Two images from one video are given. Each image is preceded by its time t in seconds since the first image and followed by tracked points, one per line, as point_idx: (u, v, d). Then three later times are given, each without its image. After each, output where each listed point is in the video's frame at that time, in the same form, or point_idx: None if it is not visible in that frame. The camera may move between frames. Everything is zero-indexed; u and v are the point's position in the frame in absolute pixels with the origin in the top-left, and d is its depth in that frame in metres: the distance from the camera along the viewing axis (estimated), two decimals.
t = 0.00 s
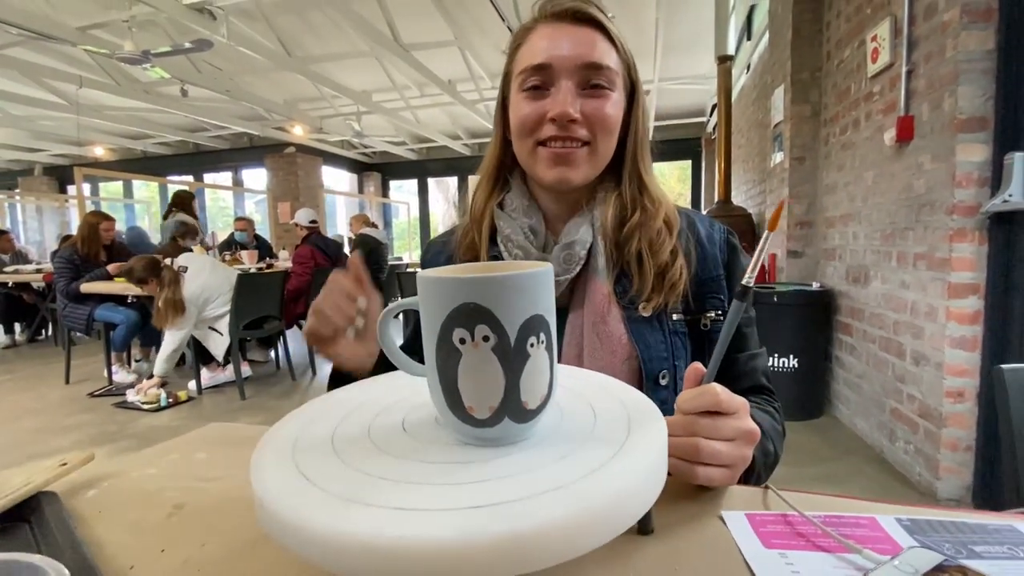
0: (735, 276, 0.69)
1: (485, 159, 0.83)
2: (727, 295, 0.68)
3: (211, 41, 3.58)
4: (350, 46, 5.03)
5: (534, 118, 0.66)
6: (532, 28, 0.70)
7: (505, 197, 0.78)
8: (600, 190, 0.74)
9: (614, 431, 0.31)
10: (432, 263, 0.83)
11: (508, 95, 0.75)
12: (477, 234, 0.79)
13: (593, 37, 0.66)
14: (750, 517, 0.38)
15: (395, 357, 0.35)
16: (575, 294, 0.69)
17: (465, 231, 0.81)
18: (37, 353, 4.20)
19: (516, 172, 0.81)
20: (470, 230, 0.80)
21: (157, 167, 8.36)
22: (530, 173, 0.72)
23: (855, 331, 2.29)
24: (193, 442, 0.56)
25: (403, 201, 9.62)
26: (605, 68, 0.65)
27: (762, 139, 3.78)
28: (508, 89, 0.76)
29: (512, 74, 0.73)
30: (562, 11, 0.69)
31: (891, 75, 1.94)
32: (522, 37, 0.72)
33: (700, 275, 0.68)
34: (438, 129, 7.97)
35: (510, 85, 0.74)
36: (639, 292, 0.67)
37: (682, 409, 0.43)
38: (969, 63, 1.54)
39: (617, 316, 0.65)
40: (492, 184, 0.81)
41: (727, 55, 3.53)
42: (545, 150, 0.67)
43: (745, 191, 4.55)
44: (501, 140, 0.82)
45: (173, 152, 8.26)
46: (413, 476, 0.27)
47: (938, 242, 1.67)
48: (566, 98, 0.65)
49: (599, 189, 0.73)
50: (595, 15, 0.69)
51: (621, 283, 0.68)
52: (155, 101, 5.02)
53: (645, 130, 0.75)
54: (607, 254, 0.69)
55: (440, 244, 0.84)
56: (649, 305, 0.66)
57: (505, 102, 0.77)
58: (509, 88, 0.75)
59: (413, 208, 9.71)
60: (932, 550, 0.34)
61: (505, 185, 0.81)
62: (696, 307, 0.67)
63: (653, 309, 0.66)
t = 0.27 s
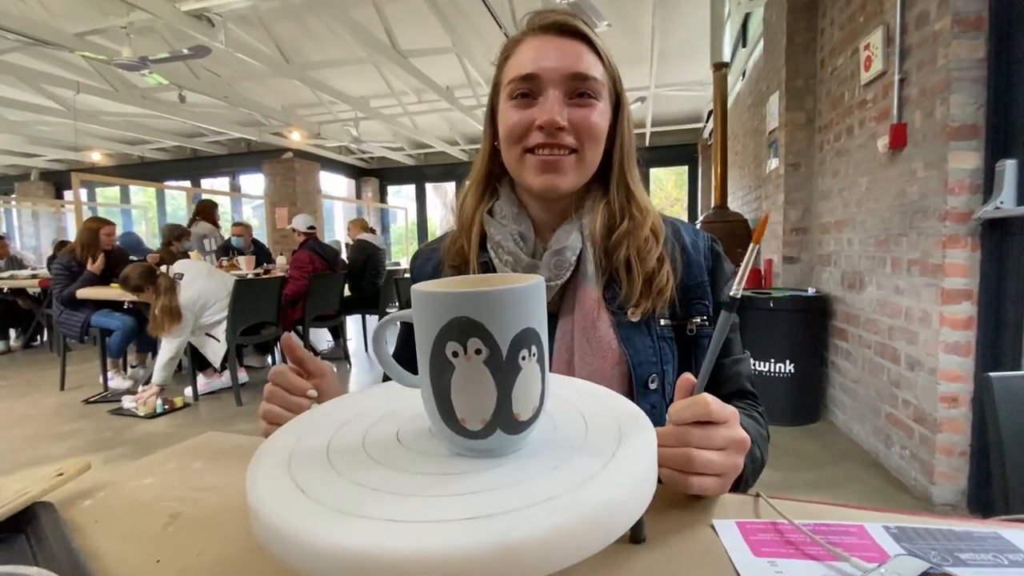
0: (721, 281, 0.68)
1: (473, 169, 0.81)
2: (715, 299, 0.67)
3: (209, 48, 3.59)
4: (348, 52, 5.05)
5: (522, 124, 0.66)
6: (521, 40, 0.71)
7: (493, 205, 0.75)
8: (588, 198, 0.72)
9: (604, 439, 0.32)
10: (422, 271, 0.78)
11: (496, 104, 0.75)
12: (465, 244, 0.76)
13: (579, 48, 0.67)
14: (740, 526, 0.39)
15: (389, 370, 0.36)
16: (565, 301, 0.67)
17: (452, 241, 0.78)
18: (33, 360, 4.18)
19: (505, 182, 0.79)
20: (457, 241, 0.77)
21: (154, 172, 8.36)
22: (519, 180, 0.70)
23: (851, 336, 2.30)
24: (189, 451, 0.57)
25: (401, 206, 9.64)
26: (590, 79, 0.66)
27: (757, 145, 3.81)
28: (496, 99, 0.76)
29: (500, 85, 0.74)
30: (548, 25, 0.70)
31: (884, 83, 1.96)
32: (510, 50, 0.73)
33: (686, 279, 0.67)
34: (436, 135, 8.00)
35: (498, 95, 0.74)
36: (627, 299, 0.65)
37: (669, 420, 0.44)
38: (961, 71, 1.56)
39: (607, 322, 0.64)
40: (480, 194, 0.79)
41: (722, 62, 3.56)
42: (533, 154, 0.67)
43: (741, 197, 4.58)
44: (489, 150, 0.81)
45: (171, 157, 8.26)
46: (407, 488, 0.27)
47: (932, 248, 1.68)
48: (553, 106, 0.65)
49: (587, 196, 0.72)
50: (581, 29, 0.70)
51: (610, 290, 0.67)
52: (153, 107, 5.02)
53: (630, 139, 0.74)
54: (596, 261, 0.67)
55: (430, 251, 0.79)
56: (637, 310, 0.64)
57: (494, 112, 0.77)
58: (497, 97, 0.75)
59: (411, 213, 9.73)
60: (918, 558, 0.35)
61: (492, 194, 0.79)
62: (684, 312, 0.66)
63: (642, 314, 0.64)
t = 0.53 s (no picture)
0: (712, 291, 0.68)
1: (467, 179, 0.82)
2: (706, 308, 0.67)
3: (204, 54, 3.60)
4: (344, 58, 5.07)
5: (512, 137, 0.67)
6: (515, 53, 0.72)
7: (486, 215, 0.76)
8: (579, 208, 0.72)
9: (597, 451, 0.32)
10: (417, 281, 0.78)
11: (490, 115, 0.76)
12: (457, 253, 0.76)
13: (571, 62, 0.68)
14: (733, 537, 0.39)
15: (383, 383, 0.36)
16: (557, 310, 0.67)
17: (444, 251, 0.78)
18: (24, 366, 4.14)
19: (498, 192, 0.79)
20: (449, 249, 0.77)
21: (149, 177, 8.33)
22: (510, 190, 0.71)
23: (844, 341, 2.31)
24: (182, 462, 0.56)
25: (397, 212, 9.64)
26: (582, 93, 0.67)
27: (751, 151, 3.84)
28: (490, 110, 0.77)
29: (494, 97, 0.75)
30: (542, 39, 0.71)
31: (875, 91, 1.98)
32: (504, 62, 0.74)
33: (676, 289, 0.67)
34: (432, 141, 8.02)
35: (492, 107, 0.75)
36: (618, 309, 0.65)
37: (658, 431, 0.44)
38: (951, 80, 1.58)
39: (598, 331, 0.64)
40: (473, 203, 0.79)
41: (716, 70, 3.60)
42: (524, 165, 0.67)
43: (735, 203, 4.62)
44: (482, 160, 0.81)
45: (166, 163, 8.24)
46: (400, 502, 0.27)
47: (923, 254, 1.69)
48: (545, 119, 0.66)
49: (577, 207, 0.72)
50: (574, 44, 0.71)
51: (601, 300, 0.67)
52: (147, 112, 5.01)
53: (621, 151, 0.75)
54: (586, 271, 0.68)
55: (424, 260, 0.79)
56: (627, 320, 0.65)
57: (487, 124, 0.78)
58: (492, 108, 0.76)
59: (407, 219, 9.74)
60: (908, 569, 0.35)
61: (485, 204, 0.79)
62: (675, 321, 0.66)
63: (632, 323, 0.65)
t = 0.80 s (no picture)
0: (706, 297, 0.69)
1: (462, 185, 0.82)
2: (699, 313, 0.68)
3: (198, 59, 3.61)
4: (339, 63, 5.09)
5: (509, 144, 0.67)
6: (511, 60, 0.72)
7: (481, 221, 0.76)
8: (574, 214, 0.72)
9: (587, 456, 0.32)
10: (411, 287, 0.77)
11: (486, 121, 0.76)
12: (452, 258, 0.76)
13: (567, 69, 0.68)
14: (723, 542, 0.39)
15: (374, 387, 0.36)
16: (551, 315, 0.67)
17: (439, 255, 0.78)
18: (13, 373, 4.10)
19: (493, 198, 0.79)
20: (444, 254, 0.77)
21: (141, 182, 8.30)
22: (506, 196, 0.71)
23: (836, 345, 2.33)
24: (172, 470, 0.56)
25: (391, 216, 9.64)
26: (578, 100, 0.67)
27: (743, 157, 3.88)
28: (486, 116, 0.77)
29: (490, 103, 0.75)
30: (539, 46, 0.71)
31: (864, 98, 2.01)
32: (501, 69, 0.74)
33: (669, 296, 0.67)
34: (426, 146, 8.04)
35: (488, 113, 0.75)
36: (612, 314, 0.65)
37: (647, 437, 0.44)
38: (939, 87, 1.60)
39: (593, 336, 0.64)
40: (468, 209, 0.79)
41: (708, 76, 3.64)
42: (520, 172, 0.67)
43: (727, 208, 4.66)
44: (478, 165, 0.81)
45: (159, 167, 8.22)
46: (390, 510, 0.27)
47: (913, 259, 1.71)
48: (541, 126, 0.66)
49: (573, 213, 0.72)
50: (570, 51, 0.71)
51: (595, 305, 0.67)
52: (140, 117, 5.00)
53: (616, 157, 0.75)
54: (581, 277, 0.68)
55: (419, 266, 0.79)
56: (622, 325, 0.65)
57: (483, 129, 0.78)
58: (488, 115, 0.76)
59: (401, 224, 9.74)
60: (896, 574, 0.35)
61: (481, 210, 0.79)
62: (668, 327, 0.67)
63: (626, 329, 0.65)
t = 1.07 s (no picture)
0: (701, 316, 0.70)
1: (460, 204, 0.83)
2: (693, 332, 0.69)
3: (192, 65, 3.61)
4: (333, 69, 5.10)
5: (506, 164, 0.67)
6: (509, 80, 0.74)
7: (479, 240, 0.77)
8: (572, 232, 0.73)
9: (585, 487, 0.33)
10: (409, 305, 0.78)
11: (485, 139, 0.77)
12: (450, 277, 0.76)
13: (564, 88, 0.69)
14: (717, 563, 0.40)
15: (378, 419, 0.36)
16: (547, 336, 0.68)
17: (437, 275, 0.78)
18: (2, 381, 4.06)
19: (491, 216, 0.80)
20: (442, 274, 0.77)
21: (133, 187, 8.25)
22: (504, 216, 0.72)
23: (827, 352, 2.36)
24: (174, 490, 0.57)
25: (385, 222, 9.64)
26: (575, 115, 0.68)
27: (734, 164, 3.92)
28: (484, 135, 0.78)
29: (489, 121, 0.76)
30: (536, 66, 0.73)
31: (853, 109, 2.05)
32: (499, 88, 0.75)
33: (665, 316, 0.69)
34: (420, 151, 8.06)
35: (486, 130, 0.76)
36: (609, 336, 0.66)
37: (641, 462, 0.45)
38: (926, 100, 1.64)
39: (590, 356, 0.65)
40: (467, 227, 0.80)
41: (700, 85, 3.69)
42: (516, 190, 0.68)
43: (719, 214, 4.70)
44: (476, 184, 0.82)
45: (150, 172, 8.18)
46: (395, 544, 0.28)
47: (902, 268, 1.74)
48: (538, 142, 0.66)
49: (571, 232, 0.73)
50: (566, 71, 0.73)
51: (593, 326, 0.68)
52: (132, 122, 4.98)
53: (612, 177, 0.76)
54: (578, 297, 0.69)
55: (417, 283, 0.80)
56: (618, 346, 0.66)
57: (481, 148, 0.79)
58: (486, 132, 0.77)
59: (395, 229, 9.74)
60: None
61: (479, 228, 0.80)
62: (663, 346, 0.68)
63: (622, 350, 0.66)
